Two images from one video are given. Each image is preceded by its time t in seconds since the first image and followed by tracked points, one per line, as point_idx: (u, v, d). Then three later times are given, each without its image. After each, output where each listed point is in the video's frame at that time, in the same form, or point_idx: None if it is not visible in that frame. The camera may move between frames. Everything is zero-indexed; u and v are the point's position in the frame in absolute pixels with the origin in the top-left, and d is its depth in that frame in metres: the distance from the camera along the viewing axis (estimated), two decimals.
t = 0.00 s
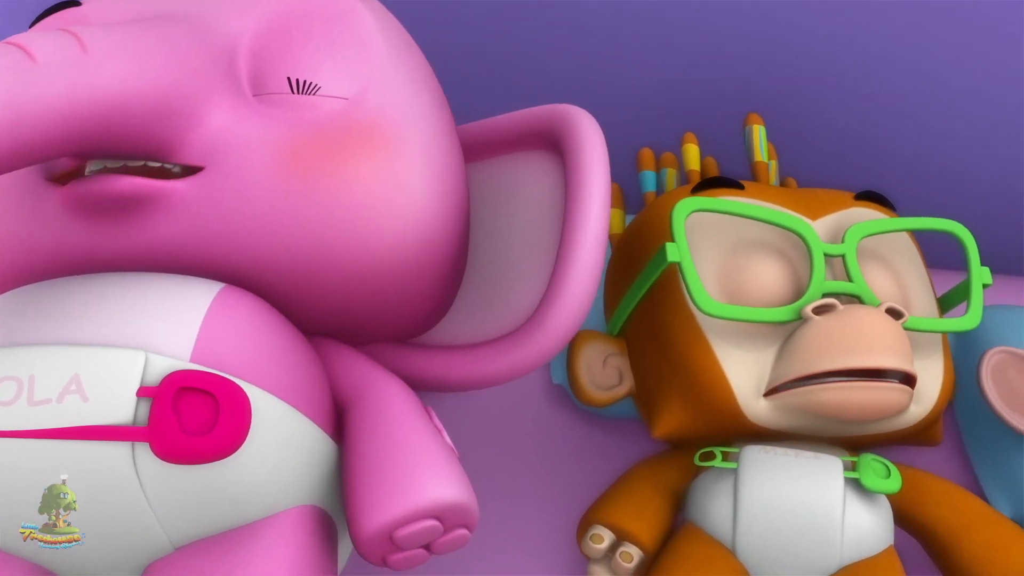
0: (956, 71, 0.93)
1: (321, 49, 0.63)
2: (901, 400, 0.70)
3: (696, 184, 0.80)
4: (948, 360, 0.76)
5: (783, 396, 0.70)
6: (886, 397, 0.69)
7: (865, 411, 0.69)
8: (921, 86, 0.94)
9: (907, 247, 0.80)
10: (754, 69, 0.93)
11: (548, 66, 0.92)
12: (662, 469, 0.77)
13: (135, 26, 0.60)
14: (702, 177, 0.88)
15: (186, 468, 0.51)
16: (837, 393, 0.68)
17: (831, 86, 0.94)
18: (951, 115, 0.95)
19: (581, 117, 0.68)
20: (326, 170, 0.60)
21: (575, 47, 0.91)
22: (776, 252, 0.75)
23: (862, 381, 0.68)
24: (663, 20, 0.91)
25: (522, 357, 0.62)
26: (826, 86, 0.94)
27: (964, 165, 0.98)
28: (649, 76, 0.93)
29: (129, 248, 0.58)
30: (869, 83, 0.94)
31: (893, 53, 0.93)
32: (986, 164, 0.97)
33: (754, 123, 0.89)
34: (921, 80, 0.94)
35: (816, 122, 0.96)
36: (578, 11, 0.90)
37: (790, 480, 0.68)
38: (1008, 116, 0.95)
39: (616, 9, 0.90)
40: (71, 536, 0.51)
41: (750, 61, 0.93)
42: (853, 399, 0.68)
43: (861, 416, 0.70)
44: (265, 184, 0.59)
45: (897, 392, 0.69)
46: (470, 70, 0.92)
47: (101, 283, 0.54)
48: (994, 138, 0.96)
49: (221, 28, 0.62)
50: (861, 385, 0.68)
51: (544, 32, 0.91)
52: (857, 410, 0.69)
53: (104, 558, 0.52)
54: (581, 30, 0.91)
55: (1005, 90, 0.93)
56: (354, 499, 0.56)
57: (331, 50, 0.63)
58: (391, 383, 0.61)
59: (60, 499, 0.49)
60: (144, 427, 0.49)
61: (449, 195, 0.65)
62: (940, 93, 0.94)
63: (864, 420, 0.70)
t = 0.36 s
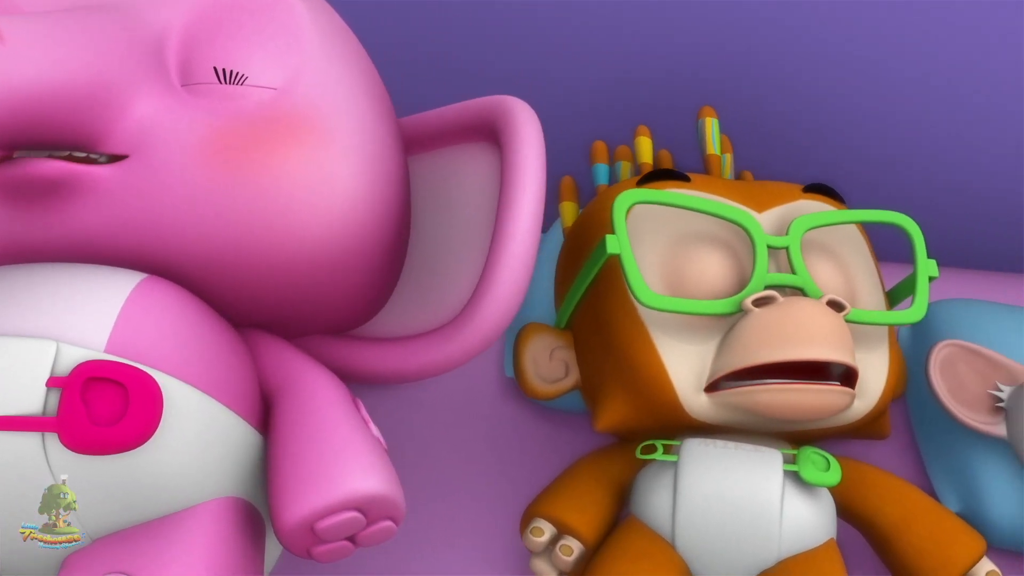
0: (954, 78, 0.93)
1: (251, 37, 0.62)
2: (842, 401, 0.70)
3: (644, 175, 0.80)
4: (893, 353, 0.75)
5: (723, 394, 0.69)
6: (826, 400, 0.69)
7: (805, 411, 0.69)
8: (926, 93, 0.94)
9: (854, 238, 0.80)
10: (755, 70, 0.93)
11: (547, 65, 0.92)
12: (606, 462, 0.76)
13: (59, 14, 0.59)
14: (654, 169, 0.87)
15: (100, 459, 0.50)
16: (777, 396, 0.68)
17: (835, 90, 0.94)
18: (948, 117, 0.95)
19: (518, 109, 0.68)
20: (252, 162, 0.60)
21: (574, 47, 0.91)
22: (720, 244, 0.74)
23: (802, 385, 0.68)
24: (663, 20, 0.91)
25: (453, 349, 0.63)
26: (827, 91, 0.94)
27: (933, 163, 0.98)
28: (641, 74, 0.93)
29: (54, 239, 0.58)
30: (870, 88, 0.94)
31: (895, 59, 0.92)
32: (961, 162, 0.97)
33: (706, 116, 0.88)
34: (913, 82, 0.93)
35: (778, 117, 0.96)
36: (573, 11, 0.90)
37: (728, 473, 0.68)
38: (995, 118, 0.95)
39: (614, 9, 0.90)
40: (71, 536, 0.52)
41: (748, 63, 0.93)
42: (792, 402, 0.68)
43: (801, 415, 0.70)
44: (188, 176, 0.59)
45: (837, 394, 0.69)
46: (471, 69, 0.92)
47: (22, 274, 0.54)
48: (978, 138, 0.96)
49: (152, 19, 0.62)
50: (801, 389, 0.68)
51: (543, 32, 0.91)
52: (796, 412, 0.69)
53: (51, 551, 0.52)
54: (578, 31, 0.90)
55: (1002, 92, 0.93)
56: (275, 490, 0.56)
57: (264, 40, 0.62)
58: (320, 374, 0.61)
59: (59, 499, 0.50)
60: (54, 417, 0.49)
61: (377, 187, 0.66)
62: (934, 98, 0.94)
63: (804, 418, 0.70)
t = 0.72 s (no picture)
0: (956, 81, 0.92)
1: (179, 27, 0.61)
2: (784, 392, 0.69)
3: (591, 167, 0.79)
4: (839, 346, 0.75)
5: (662, 386, 0.69)
6: (767, 391, 0.68)
7: (745, 404, 0.68)
8: (921, 97, 0.94)
9: (803, 231, 0.79)
10: (750, 71, 0.93)
11: (547, 65, 0.92)
12: (549, 456, 0.76)
13: None
14: (606, 159, 0.87)
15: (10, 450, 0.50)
16: (716, 388, 0.67)
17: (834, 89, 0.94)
18: (948, 119, 0.94)
19: (454, 99, 0.68)
20: (175, 151, 0.59)
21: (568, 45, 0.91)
22: (664, 236, 0.74)
23: (741, 377, 0.67)
24: (663, 20, 0.90)
25: (385, 341, 0.62)
26: (823, 92, 0.94)
27: (915, 161, 0.98)
28: (636, 72, 0.93)
29: None
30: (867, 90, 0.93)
31: (894, 62, 0.92)
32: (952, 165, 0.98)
33: (659, 109, 0.88)
34: (912, 84, 0.93)
35: (743, 109, 0.95)
36: (573, 11, 0.89)
37: (667, 466, 0.68)
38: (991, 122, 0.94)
39: (614, 9, 0.89)
40: (71, 536, 0.52)
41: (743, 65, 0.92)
42: (732, 394, 0.67)
43: (743, 407, 0.69)
44: (110, 165, 0.58)
45: (779, 386, 0.68)
46: (470, 68, 0.92)
47: None
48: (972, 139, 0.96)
49: (80, 7, 0.61)
50: (741, 380, 0.67)
51: (543, 32, 0.90)
52: (736, 404, 0.68)
53: None
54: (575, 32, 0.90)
55: (999, 97, 0.93)
56: (195, 482, 0.55)
57: (196, 30, 0.62)
58: (247, 367, 0.61)
59: (59, 498, 0.51)
60: None
61: (308, 177, 0.65)
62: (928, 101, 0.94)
63: (746, 411, 0.69)
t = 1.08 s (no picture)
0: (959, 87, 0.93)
1: (108, 17, 0.61)
2: (722, 378, 0.68)
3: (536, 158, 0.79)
4: (783, 337, 0.75)
5: (599, 375, 0.69)
6: (703, 376, 0.67)
7: (682, 389, 0.68)
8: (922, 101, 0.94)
9: (750, 224, 0.79)
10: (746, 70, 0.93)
11: (533, 63, 0.93)
12: (492, 449, 0.75)
13: None
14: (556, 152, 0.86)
15: None
16: (650, 372, 0.67)
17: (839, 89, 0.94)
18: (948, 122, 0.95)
19: (391, 90, 0.68)
20: (99, 141, 0.58)
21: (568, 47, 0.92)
22: (606, 228, 0.74)
23: (676, 361, 0.67)
24: (663, 21, 0.90)
25: (315, 331, 0.62)
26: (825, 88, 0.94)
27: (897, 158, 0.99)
28: (634, 71, 0.93)
29: None
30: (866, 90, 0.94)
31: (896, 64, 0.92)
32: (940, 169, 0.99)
33: (611, 101, 0.87)
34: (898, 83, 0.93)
35: (703, 103, 0.95)
36: (573, 11, 0.90)
37: (605, 459, 0.68)
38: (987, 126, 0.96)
39: (613, 9, 0.90)
40: (70, 536, 0.54)
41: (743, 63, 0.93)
42: (668, 378, 0.67)
43: (681, 394, 0.69)
44: (32, 154, 0.57)
45: (716, 370, 0.68)
46: (470, 68, 0.93)
47: None
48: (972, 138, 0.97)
49: None
50: (675, 364, 0.67)
51: (543, 32, 0.91)
52: (673, 389, 0.68)
53: None
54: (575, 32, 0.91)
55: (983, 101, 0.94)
56: (115, 473, 0.55)
57: (124, 21, 0.61)
58: (174, 359, 0.60)
59: (59, 498, 0.54)
60: None
61: (239, 168, 0.65)
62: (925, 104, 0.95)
63: (684, 399, 0.69)
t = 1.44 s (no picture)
0: (953, 90, 0.92)
1: (36, 6, 0.60)
2: (663, 364, 0.68)
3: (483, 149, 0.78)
4: (728, 328, 0.75)
5: (538, 363, 0.68)
6: (643, 360, 0.67)
7: (622, 375, 0.67)
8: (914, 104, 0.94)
9: (698, 216, 0.79)
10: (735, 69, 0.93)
11: (496, 60, 0.92)
12: (435, 443, 0.75)
13: None
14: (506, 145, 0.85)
15: None
16: (589, 355, 0.66)
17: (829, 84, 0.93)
18: (945, 126, 0.95)
19: (328, 82, 0.67)
20: (22, 132, 0.58)
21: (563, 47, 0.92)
22: (549, 219, 0.74)
23: (616, 343, 0.66)
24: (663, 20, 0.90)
25: (244, 324, 0.62)
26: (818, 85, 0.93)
27: (878, 158, 0.98)
28: (610, 68, 0.93)
29: None
30: (861, 90, 0.93)
31: (894, 66, 0.92)
32: (930, 170, 0.98)
33: (563, 94, 0.86)
34: (865, 81, 0.93)
35: (666, 98, 0.95)
36: (573, 11, 0.90)
37: (541, 451, 0.67)
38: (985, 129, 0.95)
39: (613, 9, 0.90)
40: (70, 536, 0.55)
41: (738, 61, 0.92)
42: (607, 362, 0.66)
43: (621, 382, 0.69)
44: None
45: (656, 355, 0.67)
46: (471, 70, 0.93)
47: None
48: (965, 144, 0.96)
49: None
50: (616, 346, 0.66)
51: (546, 33, 0.91)
52: (613, 375, 0.67)
53: None
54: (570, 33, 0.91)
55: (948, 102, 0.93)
56: (33, 465, 0.54)
57: (50, 10, 0.60)
58: (99, 350, 0.60)
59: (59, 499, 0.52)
60: None
61: (170, 161, 0.64)
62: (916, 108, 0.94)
63: (626, 385, 0.69)
